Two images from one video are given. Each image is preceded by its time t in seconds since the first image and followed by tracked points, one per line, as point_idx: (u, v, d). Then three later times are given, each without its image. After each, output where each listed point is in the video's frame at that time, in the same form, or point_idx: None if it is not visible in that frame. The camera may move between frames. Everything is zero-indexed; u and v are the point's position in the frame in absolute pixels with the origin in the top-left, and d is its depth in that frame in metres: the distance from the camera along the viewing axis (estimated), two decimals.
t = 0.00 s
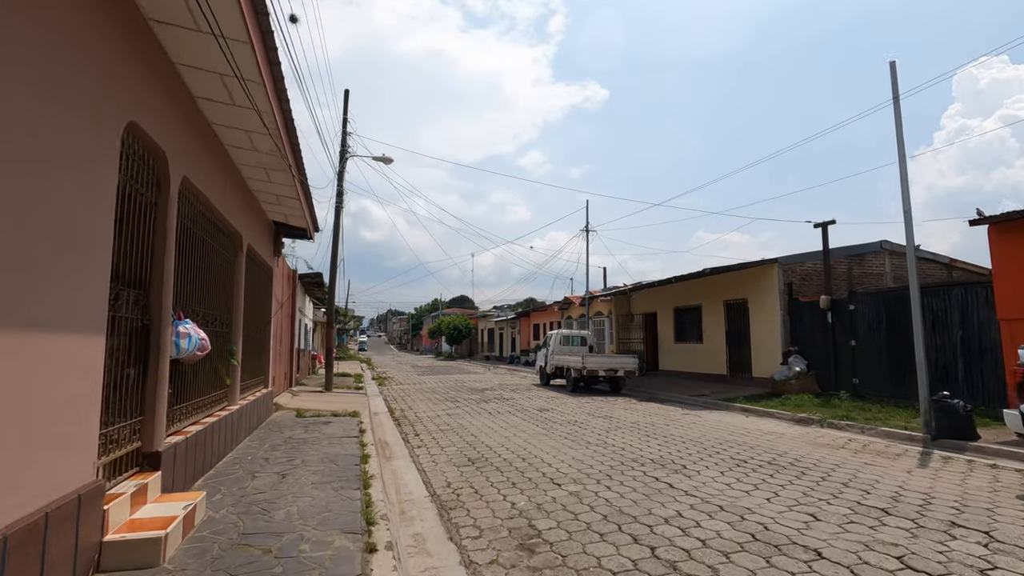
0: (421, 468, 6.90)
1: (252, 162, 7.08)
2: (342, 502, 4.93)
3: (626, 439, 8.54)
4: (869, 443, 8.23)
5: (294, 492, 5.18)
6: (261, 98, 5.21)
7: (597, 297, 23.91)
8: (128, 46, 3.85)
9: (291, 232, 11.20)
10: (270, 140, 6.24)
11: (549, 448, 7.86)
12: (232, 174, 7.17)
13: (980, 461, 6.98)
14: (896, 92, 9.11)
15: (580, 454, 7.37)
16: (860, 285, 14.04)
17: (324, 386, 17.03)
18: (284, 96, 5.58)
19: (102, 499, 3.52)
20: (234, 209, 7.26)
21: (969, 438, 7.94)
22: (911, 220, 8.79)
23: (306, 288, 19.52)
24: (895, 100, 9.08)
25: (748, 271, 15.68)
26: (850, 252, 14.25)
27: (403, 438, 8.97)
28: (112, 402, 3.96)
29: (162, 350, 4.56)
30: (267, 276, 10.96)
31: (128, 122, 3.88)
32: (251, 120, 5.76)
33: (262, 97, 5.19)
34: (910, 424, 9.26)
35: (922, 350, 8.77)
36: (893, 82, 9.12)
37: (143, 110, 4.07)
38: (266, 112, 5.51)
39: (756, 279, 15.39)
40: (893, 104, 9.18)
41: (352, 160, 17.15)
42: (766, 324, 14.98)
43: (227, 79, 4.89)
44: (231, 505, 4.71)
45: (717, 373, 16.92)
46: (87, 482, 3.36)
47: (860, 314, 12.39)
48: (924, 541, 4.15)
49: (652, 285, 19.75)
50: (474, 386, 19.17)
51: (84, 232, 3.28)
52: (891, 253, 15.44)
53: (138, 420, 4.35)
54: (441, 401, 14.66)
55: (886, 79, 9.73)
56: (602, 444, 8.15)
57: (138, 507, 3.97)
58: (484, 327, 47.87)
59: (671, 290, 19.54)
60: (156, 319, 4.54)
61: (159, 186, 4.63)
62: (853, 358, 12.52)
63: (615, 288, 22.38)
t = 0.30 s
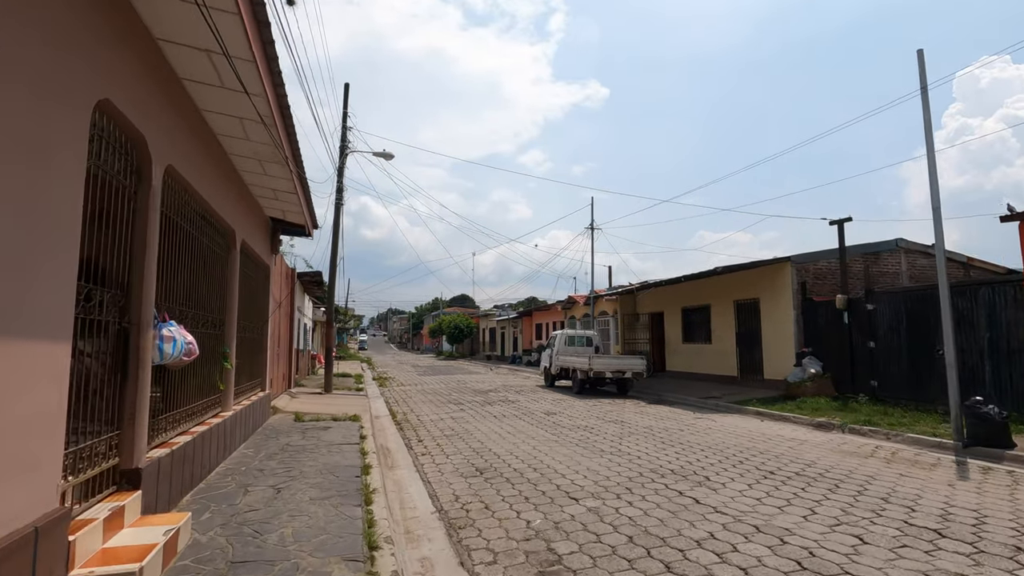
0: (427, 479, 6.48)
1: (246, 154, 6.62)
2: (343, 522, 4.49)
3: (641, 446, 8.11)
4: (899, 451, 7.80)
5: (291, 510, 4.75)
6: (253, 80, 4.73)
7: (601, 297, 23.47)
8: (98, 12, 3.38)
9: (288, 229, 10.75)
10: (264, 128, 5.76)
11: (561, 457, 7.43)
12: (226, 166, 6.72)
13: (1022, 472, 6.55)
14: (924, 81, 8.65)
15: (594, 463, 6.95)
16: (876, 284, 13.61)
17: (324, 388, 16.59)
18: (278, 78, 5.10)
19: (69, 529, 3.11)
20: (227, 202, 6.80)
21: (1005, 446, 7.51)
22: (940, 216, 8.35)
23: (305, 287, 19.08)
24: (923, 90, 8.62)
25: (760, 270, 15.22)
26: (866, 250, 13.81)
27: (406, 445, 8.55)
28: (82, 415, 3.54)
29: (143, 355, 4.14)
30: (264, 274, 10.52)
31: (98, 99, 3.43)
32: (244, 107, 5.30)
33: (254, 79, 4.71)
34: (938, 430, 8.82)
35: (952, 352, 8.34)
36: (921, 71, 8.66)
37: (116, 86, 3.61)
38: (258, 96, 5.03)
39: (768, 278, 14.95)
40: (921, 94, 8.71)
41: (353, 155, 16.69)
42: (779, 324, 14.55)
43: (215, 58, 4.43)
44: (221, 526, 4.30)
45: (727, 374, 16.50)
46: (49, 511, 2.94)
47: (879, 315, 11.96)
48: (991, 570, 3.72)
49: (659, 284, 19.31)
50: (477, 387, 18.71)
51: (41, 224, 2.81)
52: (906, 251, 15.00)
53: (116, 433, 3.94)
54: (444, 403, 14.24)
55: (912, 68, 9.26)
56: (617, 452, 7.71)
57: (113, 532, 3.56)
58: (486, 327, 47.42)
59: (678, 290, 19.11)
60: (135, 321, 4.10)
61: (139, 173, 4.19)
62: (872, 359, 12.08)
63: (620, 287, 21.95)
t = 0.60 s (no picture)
0: (439, 485, 6.11)
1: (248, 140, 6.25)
2: (354, 534, 4.11)
3: (661, 449, 7.74)
4: (932, 454, 7.42)
5: (296, 521, 4.37)
6: (257, 54, 4.35)
7: (608, 295, 23.10)
8: None
9: (291, 223, 10.38)
10: (269, 110, 5.37)
11: (578, 460, 7.05)
12: (228, 153, 6.35)
13: None
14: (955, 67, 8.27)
15: (616, 468, 6.56)
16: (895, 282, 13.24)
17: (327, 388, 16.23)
18: (283, 54, 4.73)
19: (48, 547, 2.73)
20: (228, 190, 6.43)
21: None
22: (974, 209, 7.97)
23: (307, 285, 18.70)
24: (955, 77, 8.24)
25: (774, 267, 14.85)
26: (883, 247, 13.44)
27: (415, 448, 8.18)
28: (67, 419, 3.18)
29: (136, 352, 3.77)
30: (265, 270, 10.12)
31: (84, 64, 3.06)
32: (246, 86, 4.92)
33: (258, 53, 4.34)
34: (969, 432, 8.46)
35: (986, 351, 7.97)
36: (952, 57, 8.27)
37: (105, 51, 3.24)
38: (262, 73, 4.65)
39: (782, 276, 14.57)
40: (953, 81, 8.32)
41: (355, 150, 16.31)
42: (794, 323, 14.17)
43: (215, 28, 4.05)
44: (221, 539, 3.93)
45: (739, 374, 16.13)
46: (24, 531, 2.56)
47: (900, 313, 11.59)
48: None
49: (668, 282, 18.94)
50: (482, 388, 18.35)
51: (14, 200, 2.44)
52: (924, 249, 14.63)
53: (106, 437, 3.57)
54: (450, 404, 13.86)
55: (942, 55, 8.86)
56: (637, 455, 7.34)
57: (101, 547, 3.19)
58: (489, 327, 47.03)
59: (687, 288, 18.73)
60: (128, 314, 3.73)
61: (131, 151, 3.82)
62: (892, 359, 11.71)
63: (627, 285, 21.57)
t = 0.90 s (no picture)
0: (452, 496, 5.78)
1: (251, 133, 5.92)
2: (366, 557, 3.77)
3: (683, 456, 7.39)
4: (969, 463, 7.05)
5: (303, 540, 4.04)
6: (261, 37, 4.02)
7: (616, 295, 22.72)
8: None
9: (295, 221, 10.05)
10: (273, 99, 5.04)
11: (597, 469, 6.70)
12: (230, 146, 6.03)
13: None
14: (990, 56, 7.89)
15: (638, 478, 6.22)
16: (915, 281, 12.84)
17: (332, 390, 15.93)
18: (288, 39, 4.41)
19: None
20: (229, 185, 6.11)
21: None
22: (1010, 205, 7.59)
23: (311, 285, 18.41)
24: (989, 67, 7.86)
25: (789, 266, 14.47)
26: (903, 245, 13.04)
27: (425, 454, 7.86)
28: (50, 436, 2.85)
29: (128, 360, 3.45)
30: (269, 270, 9.80)
31: (69, 39, 2.75)
32: (249, 73, 4.60)
33: (261, 36, 4.01)
34: (1003, 438, 8.07)
35: None
36: (987, 46, 7.89)
37: (93, 25, 2.92)
38: (266, 59, 4.33)
39: (798, 275, 14.20)
40: (987, 71, 7.94)
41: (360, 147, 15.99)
42: (811, 324, 13.79)
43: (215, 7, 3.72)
44: (220, 563, 3.60)
45: (753, 376, 15.74)
46: None
47: (923, 314, 11.20)
48: None
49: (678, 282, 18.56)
50: (489, 389, 18.01)
51: None
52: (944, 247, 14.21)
53: (95, 454, 3.25)
54: (458, 406, 13.51)
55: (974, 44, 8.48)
56: (658, 464, 6.99)
57: None
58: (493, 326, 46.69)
59: (698, 288, 18.36)
60: (119, 317, 3.41)
61: (122, 139, 3.50)
62: (916, 361, 11.33)
63: (636, 285, 21.18)
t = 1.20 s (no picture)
0: (461, 504, 5.43)
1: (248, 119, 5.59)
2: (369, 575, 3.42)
3: (702, 461, 7.01)
4: (1006, 469, 6.66)
5: (301, 555, 3.69)
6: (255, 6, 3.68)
7: (623, 294, 22.34)
8: None
9: (296, 216, 9.71)
10: (270, 79, 4.70)
11: (613, 475, 6.33)
12: (225, 132, 5.69)
13: None
14: None
15: (658, 485, 5.85)
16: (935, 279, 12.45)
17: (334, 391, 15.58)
18: (285, 11, 4.07)
19: None
20: (225, 173, 5.77)
21: None
22: None
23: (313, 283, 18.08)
24: None
25: (804, 264, 14.09)
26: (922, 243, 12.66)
27: (430, 458, 7.51)
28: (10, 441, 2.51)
29: (105, 357, 3.11)
30: (269, 266, 9.46)
31: None
32: (243, 49, 4.26)
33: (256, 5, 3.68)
34: None
35: None
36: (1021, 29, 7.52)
37: None
38: (261, 31, 3.99)
39: (813, 273, 13.82)
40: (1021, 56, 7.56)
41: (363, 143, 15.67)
42: (827, 323, 13.41)
43: None
44: None
45: (766, 377, 15.35)
46: None
47: (945, 312, 10.82)
48: None
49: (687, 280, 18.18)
50: (494, 390, 17.65)
51: None
52: (963, 244, 13.82)
53: (66, 462, 2.90)
54: (463, 407, 13.15)
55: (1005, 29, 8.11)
56: (677, 469, 6.62)
57: None
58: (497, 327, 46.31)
59: (708, 287, 17.97)
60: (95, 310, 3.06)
61: (99, 113, 3.15)
62: (937, 361, 10.94)
63: (644, 284, 20.80)
